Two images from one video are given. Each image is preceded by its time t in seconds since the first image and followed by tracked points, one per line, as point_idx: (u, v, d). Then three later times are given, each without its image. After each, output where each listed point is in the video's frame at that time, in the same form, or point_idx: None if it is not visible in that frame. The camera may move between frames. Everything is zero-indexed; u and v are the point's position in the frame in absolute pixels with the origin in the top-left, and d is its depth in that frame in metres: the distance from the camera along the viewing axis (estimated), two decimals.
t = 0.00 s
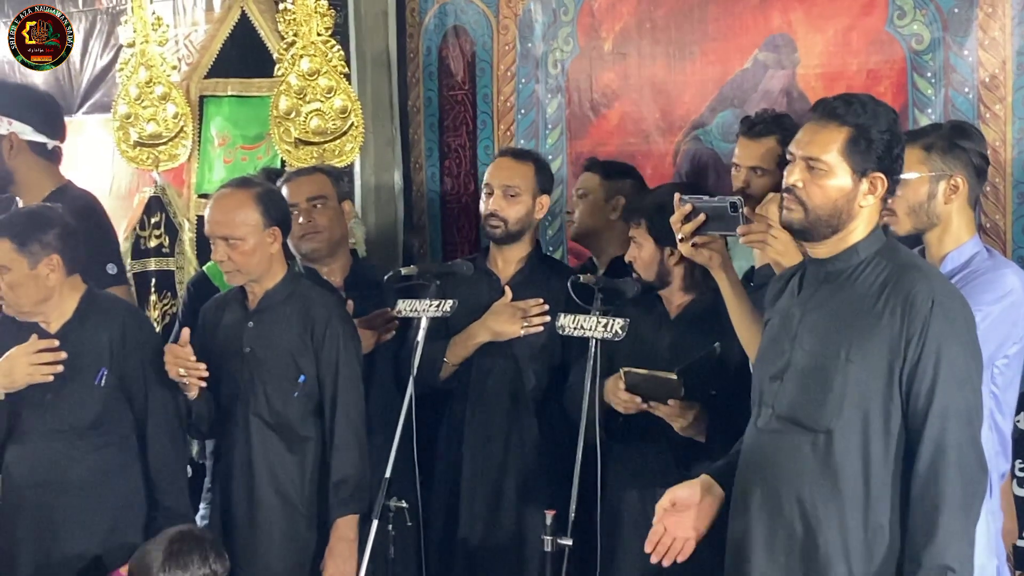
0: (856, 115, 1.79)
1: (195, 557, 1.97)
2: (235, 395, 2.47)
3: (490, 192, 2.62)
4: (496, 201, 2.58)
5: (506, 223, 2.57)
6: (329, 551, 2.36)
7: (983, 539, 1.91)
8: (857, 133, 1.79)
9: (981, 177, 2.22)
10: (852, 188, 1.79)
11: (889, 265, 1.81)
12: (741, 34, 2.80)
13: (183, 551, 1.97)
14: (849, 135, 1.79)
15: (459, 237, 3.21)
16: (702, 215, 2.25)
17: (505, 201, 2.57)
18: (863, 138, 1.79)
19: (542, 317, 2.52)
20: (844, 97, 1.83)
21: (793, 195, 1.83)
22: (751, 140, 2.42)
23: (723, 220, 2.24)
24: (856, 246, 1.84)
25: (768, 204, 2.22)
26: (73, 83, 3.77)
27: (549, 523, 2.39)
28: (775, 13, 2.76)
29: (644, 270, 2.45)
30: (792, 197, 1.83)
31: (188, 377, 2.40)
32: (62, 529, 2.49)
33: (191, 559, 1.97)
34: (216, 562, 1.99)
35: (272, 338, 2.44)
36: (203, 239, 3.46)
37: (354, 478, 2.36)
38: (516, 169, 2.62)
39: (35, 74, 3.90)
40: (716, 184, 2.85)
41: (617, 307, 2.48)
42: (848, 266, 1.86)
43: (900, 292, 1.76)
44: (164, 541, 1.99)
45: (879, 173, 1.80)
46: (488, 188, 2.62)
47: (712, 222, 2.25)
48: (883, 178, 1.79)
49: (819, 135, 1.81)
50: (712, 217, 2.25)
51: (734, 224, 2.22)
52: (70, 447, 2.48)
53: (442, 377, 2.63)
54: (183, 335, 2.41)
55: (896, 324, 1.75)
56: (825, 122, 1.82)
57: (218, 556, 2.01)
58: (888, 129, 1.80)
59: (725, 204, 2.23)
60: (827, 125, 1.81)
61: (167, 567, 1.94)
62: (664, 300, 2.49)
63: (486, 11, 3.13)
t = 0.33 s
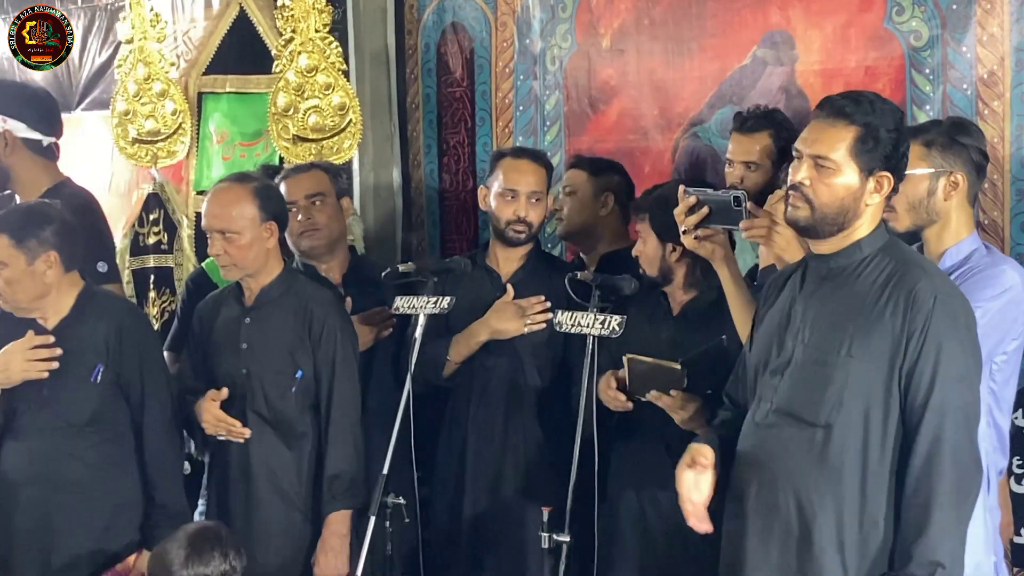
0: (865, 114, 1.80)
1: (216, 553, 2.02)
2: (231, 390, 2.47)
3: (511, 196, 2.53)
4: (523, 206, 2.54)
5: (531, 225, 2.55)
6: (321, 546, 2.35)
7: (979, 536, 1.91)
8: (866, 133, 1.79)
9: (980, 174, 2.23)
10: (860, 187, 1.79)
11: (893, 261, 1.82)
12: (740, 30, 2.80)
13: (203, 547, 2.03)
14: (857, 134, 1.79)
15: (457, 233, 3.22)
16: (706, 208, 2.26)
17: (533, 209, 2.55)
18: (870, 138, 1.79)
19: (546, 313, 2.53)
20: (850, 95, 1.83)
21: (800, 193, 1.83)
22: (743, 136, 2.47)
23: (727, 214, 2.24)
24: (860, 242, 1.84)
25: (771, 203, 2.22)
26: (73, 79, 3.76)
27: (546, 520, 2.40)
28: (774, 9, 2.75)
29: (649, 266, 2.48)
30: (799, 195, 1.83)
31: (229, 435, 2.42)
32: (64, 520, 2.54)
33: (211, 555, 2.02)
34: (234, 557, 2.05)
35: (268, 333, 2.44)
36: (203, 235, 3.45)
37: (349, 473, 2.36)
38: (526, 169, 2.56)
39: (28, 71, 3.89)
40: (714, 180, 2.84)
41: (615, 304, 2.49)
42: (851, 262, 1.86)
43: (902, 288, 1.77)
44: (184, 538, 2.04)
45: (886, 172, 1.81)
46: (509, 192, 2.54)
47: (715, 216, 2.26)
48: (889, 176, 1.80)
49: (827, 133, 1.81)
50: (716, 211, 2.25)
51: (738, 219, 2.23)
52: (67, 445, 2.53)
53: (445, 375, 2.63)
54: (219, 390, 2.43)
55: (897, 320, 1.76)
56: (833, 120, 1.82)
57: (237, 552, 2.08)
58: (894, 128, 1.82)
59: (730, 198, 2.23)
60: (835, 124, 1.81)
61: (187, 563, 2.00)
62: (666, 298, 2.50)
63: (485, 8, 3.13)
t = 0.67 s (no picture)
0: (886, 127, 1.82)
1: (230, 555, 2.03)
2: (242, 395, 2.48)
3: (530, 207, 2.58)
4: (542, 216, 2.58)
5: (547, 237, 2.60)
6: (331, 548, 2.35)
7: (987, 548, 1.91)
8: (887, 145, 1.82)
9: (991, 187, 2.23)
10: (879, 201, 1.83)
11: (906, 275, 1.85)
12: (749, 41, 2.80)
13: (216, 550, 2.03)
14: (878, 147, 1.82)
15: (465, 240, 3.20)
16: (718, 215, 2.35)
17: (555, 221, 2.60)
18: (890, 150, 1.82)
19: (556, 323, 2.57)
20: (871, 108, 1.85)
21: (819, 204, 1.85)
22: (746, 146, 2.52)
23: (740, 222, 2.33)
24: (875, 254, 1.87)
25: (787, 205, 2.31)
26: (83, 84, 3.56)
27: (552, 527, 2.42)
28: (783, 20, 2.76)
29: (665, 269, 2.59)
30: (819, 206, 1.86)
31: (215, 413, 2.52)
32: (77, 518, 2.59)
33: (225, 558, 2.02)
34: (248, 559, 2.05)
35: (280, 339, 2.45)
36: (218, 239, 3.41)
37: (356, 477, 2.37)
38: (543, 179, 2.60)
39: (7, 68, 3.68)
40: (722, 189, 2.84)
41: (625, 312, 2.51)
42: (863, 274, 1.89)
43: (915, 302, 1.80)
44: (195, 543, 2.04)
45: (904, 187, 1.83)
46: (529, 203, 2.58)
47: (726, 224, 2.36)
48: (908, 191, 1.83)
49: (848, 146, 1.83)
50: (728, 218, 2.35)
51: (753, 225, 2.31)
52: (77, 448, 2.60)
53: (455, 383, 2.65)
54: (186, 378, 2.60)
55: (910, 334, 1.79)
56: (853, 133, 1.84)
57: (250, 554, 2.08)
58: (915, 142, 1.83)
59: (744, 206, 2.32)
60: (857, 136, 1.83)
61: (203, 566, 1.99)
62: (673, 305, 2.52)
63: (496, 16, 3.12)
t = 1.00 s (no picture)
0: (897, 137, 1.80)
1: (238, 559, 2.03)
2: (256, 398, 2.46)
3: (546, 212, 2.56)
4: (558, 223, 2.56)
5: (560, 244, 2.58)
6: (346, 554, 2.37)
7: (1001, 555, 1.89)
8: (898, 155, 1.80)
9: (1010, 197, 2.22)
10: (889, 210, 1.81)
11: (915, 280, 1.83)
12: (765, 49, 2.77)
13: (224, 552, 2.03)
14: (888, 156, 1.79)
15: (478, 246, 3.19)
16: (737, 220, 2.29)
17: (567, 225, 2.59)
18: (901, 160, 1.79)
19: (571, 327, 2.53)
20: (883, 116, 1.83)
21: (829, 212, 1.83)
22: (749, 157, 2.56)
23: (758, 226, 2.27)
24: (883, 261, 1.85)
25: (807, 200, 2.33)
26: (97, 86, 3.60)
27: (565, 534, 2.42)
28: (799, 28, 2.72)
29: (683, 279, 2.55)
30: (829, 214, 1.84)
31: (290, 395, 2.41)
32: (87, 521, 2.58)
33: (235, 560, 2.03)
34: (257, 563, 2.05)
35: (295, 342, 2.46)
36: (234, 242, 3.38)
37: (371, 483, 2.37)
38: (559, 186, 2.58)
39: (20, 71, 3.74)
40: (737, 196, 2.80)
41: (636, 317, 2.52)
42: (872, 281, 1.87)
43: (922, 307, 1.79)
44: (203, 546, 2.03)
45: (914, 196, 1.81)
46: (545, 209, 2.56)
47: (746, 227, 2.29)
48: (919, 201, 1.81)
49: (859, 154, 1.81)
50: (747, 222, 2.28)
51: (770, 231, 2.25)
52: (88, 451, 2.59)
53: (471, 388, 2.62)
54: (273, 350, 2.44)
55: (917, 340, 1.78)
56: (865, 141, 1.82)
57: (258, 558, 2.08)
58: (926, 151, 1.81)
59: (762, 211, 2.26)
60: (868, 144, 1.81)
61: (213, 570, 2.00)
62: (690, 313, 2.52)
63: (510, 21, 3.11)
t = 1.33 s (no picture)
0: (916, 141, 1.78)
1: (245, 560, 2.02)
2: (269, 398, 2.48)
3: (550, 216, 2.56)
4: (563, 225, 2.56)
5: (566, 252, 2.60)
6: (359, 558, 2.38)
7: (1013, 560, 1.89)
8: (917, 159, 1.79)
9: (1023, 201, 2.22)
10: (908, 213, 1.80)
11: (934, 284, 1.82)
12: (776, 52, 2.73)
13: (231, 553, 2.03)
14: (907, 159, 1.79)
15: (488, 249, 3.17)
16: (748, 223, 2.38)
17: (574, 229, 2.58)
18: (920, 163, 1.79)
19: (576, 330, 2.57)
20: (901, 120, 1.82)
21: (849, 217, 1.83)
22: (726, 177, 2.72)
23: (768, 228, 2.35)
24: (903, 264, 1.85)
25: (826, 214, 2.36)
26: (106, 87, 3.56)
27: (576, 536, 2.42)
28: (812, 31, 2.69)
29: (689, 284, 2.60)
30: (848, 219, 1.84)
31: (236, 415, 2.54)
32: (96, 521, 2.58)
33: (241, 561, 2.02)
34: (264, 564, 2.04)
35: (312, 346, 2.46)
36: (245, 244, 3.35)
37: (385, 486, 2.37)
38: (565, 190, 2.58)
39: (25, 72, 3.66)
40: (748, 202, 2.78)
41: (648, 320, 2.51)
42: (890, 285, 1.87)
43: (941, 311, 1.78)
44: (210, 547, 2.03)
45: (935, 200, 1.80)
46: (548, 213, 2.56)
47: (756, 229, 2.37)
48: (938, 204, 1.80)
49: (877, 159, 1.81)
50: (756, 225, 2.37)
51: (780, 233, 2.33)
52: (97, 452, 2.60)
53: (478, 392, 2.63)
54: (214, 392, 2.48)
55: (935, 344, 1.77)
56: (884, 145, 1.81)
57: (266, 559, 2.07)
58: (944, 154, 1.80)
59: (772, 213, 2.34)
60: (886, 149, 1.80)
61: (220, 571, 1.99)
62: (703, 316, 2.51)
63: (521, 24, 3.11)
